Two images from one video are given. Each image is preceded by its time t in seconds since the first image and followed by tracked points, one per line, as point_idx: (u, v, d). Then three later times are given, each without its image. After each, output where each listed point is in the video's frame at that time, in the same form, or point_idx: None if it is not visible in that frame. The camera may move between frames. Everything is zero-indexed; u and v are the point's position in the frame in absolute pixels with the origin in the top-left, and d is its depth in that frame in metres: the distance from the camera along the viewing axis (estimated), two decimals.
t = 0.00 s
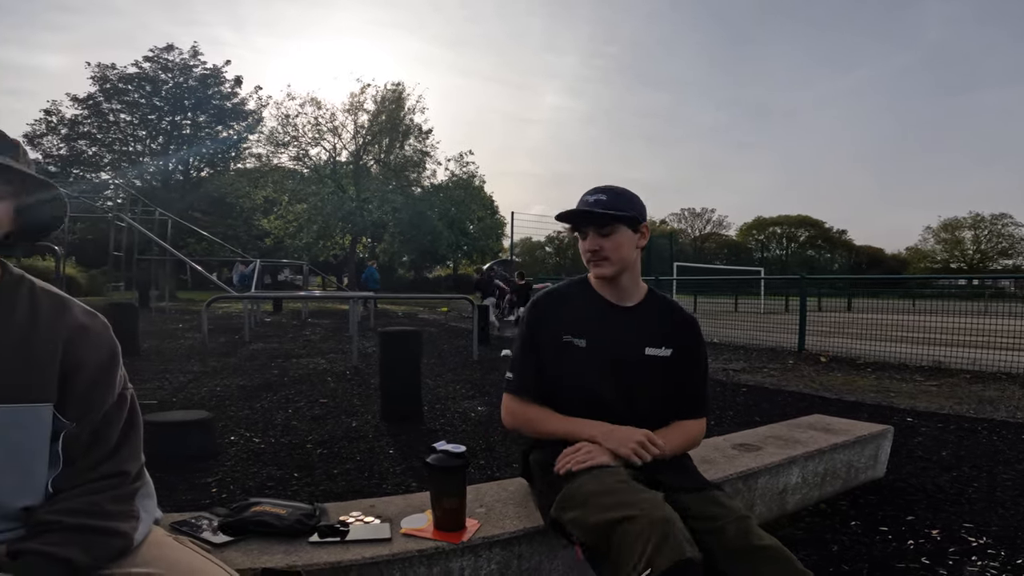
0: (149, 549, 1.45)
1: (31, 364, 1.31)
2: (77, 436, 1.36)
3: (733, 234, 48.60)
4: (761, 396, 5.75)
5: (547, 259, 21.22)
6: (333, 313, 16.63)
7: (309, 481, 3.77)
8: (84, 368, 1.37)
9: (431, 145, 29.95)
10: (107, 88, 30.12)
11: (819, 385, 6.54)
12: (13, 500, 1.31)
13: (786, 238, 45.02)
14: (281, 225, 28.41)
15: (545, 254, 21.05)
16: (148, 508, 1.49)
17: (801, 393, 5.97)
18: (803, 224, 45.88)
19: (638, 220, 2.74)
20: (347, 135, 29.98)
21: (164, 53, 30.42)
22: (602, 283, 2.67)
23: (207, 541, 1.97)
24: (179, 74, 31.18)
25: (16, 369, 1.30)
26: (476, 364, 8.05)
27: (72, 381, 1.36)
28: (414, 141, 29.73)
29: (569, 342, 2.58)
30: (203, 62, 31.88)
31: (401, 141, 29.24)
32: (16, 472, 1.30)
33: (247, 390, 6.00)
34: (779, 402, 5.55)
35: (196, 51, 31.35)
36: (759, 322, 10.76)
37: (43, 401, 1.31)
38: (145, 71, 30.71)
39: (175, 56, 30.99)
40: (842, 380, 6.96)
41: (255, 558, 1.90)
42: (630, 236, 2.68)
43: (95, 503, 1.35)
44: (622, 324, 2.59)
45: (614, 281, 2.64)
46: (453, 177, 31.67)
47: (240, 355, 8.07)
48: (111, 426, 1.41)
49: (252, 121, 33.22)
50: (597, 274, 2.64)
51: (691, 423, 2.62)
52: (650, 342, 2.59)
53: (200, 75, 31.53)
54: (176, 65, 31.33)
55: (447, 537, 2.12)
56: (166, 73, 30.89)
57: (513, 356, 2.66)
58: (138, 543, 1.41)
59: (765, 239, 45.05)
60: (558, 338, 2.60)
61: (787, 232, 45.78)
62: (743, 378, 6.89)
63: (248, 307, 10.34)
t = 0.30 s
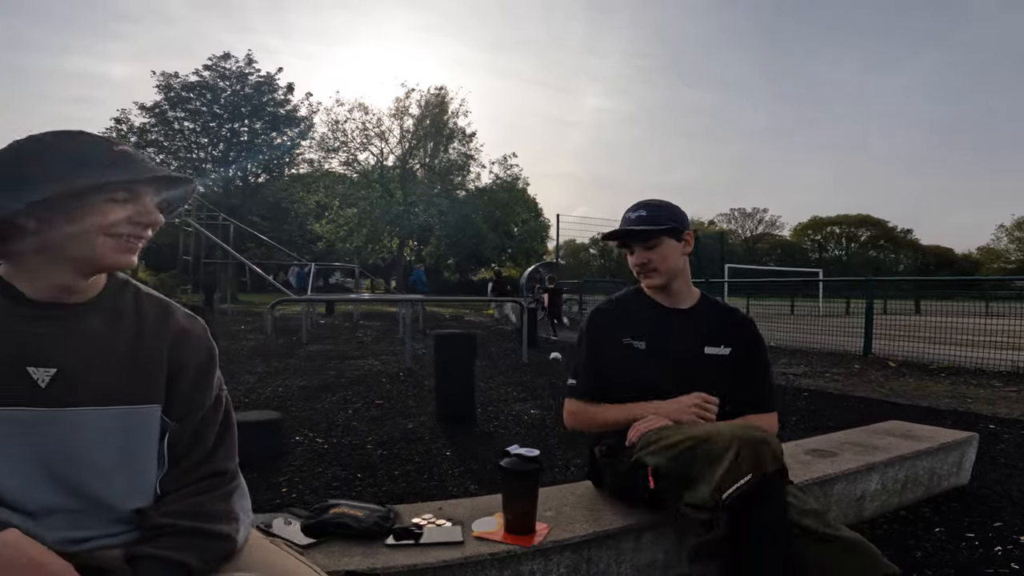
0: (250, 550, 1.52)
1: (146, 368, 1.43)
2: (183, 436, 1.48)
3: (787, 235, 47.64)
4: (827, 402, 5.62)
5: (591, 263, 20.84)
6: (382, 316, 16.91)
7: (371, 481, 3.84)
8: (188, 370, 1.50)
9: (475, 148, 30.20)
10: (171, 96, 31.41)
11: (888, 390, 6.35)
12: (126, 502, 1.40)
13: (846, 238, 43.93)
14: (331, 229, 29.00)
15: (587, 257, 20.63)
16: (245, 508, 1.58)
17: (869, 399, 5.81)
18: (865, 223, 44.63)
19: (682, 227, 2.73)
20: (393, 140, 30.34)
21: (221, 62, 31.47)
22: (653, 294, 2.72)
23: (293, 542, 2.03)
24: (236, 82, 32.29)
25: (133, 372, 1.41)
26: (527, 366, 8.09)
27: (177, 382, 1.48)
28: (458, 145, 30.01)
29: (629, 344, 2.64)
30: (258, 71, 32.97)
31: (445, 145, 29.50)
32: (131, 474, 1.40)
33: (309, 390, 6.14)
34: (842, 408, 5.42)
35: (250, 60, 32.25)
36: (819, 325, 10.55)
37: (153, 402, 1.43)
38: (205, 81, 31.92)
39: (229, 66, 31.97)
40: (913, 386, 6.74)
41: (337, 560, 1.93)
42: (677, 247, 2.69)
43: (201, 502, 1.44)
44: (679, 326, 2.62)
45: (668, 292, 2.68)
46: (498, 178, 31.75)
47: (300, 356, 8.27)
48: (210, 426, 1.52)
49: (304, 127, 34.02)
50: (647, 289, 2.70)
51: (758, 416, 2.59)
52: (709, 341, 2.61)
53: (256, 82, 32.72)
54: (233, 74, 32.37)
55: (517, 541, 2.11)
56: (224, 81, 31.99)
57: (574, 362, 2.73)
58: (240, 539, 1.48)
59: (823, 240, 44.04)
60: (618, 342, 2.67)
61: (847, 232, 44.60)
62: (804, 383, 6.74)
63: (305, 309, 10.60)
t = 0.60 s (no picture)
0: (388, 560, 1.59)
1: (287, 372, 1.53)
2: (322, 437, 1.59)
3: (856, 236, 46.27)
4: (913, 407, 5.46)
5: (644, 265, 20.74)
6: (439, 319, 17.14)
7: (451, 484, 3.88)
8: (325, 373, 1.60)
9: (524, 151, 30.39)
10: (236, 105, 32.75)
11: (980, 395, 6.13)
12: (275, 508, 1.50)
13: (921, 237, 42.50)
14: (385, 234, 29.51)
15: (641, 260, 20.59)
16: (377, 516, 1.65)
17: (959, 404, 5.62)
18: (942, 221, 42.88)
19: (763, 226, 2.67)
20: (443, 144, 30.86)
21: (281, 70, 32.18)
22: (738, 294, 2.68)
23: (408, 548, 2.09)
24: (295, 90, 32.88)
25: (279, 377, 1.52)
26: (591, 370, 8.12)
27: (316, 384, 1.59)
28: (507, 148, 30.24)
29: (719, 350, 2.60)
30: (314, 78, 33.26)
31: (495, 148, 29.78)
32: (278, 478, 1.50)
33: (379, 392, 6.33)
34: (928, 412, 5.24)
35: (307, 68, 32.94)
36: (895, 326, 10.24)
37: (295, 404, 1.52)
38: (266, 89, 32.87)
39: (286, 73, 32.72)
40: (1004, 390, 6.49)
41: (453, 565, 1.98)
42: (761, 243, 2.65)
43: (342, 507, 1.54)
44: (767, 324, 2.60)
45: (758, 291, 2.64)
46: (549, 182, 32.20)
47: (368, 358, 8.50)
48: (344, 428, 1.63)
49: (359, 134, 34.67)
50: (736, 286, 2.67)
51: (863, 411, 2.49)
52: (803, 338, 2.56)
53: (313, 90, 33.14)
54: (292, 81, 32.94)
55: (628, 545, 2.12)
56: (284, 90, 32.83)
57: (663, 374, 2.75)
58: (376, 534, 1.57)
59: (895, 240, 42.66)
60: (707, 348, 2.63)
61: (922, 231, 42.96)
62: (886, 387, 6.57)
63: (371, 313, 10.88)
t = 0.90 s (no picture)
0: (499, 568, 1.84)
1: (399, 379, 1.84)
2: (432, 447, 1.88)
3: (926, 236, 44.48)
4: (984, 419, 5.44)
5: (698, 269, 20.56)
6: (494, 324, 17.30)
7: (525, 491, 3.85)
8: (438, 377, 1.92)
9: (573, 154, 30.54)
10: (294, 113, 33.67)
11: None
12: (389, 523, 1.78)
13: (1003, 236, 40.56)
14: (437, 239, 29.87)
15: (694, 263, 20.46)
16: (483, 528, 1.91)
17: None
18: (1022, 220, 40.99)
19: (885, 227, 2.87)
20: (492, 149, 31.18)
21: (335, 77, 32.86)
22: (865, 290, 2.81)
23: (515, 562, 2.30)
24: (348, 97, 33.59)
25: (393, 395, 1.82)
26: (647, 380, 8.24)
27: (426, 394, 1.89)
28: (556, 151, 30.42)
29: (824, 362, 2.83)
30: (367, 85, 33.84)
31: (543, 152, 29.99)
32: (393, 494, 1.78)
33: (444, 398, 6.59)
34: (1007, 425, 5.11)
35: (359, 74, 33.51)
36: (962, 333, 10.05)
37: (408, 414, 1.82)
38: (321, 96, 33.70)
39: (339, 80, 33.38)
40: None
41: None
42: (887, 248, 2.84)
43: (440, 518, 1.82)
44: (876, 330, 2.81)
45: (872, 288, 2.81)
46: (598, 185, 32.25)
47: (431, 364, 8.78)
48: (451, 438, 1.92)
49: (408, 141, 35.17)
50: (869, 281, 2.78)
51: (985, 413, 2.73)
52: (920, 343, 2.78)
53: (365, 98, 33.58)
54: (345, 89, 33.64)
55: (731, 558, 2.40)
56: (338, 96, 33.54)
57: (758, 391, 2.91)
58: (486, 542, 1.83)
59: (972, 241, 40.92)
60: (814, 361, 2.85)
61: (1002, 230, 41.05)
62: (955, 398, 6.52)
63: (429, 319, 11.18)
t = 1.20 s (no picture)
0: None
1: (439, 385, 1.80)
2: (473, 456, 1.84)
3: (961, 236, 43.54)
4: None
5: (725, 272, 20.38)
6: (519, 329, 17.30)
7: (557, 498, 3.77)
8: (478, 383, 1.89)
9: (595, 158, 30.72)
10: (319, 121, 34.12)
11: None
12: (427, 535, 1.72)
13: None
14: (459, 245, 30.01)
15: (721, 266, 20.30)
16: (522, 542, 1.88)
17: None
18: None
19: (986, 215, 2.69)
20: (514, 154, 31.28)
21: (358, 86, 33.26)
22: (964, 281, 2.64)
23: None
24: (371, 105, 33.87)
25: (434, 402, 1.78)
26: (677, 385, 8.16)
27: (467, 400, 1.85)
28: (578, 155, 30.62)
29: (902, 363, 2.75)
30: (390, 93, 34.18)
31: (565, 157, 30.06)
32: (431, 506, 1.74)
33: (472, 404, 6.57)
34: None
35: (382, 82, 33.83)
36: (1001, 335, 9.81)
37: (449, 422, 1.78)
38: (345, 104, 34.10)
39: (363, 88, 33.74)
40: None
41: None
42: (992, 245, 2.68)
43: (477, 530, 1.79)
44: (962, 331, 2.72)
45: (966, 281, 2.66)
46: (621, 190, 32.20)
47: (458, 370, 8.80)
48: (490, 446, 1.89)
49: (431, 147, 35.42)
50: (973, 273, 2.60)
51: None
52: (1009, 346, 2.68)
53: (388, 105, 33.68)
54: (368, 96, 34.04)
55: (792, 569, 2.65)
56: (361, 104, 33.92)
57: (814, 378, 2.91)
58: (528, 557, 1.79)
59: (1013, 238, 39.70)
60: (890, 362, 2.77)
61: None
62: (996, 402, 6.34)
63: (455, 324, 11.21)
